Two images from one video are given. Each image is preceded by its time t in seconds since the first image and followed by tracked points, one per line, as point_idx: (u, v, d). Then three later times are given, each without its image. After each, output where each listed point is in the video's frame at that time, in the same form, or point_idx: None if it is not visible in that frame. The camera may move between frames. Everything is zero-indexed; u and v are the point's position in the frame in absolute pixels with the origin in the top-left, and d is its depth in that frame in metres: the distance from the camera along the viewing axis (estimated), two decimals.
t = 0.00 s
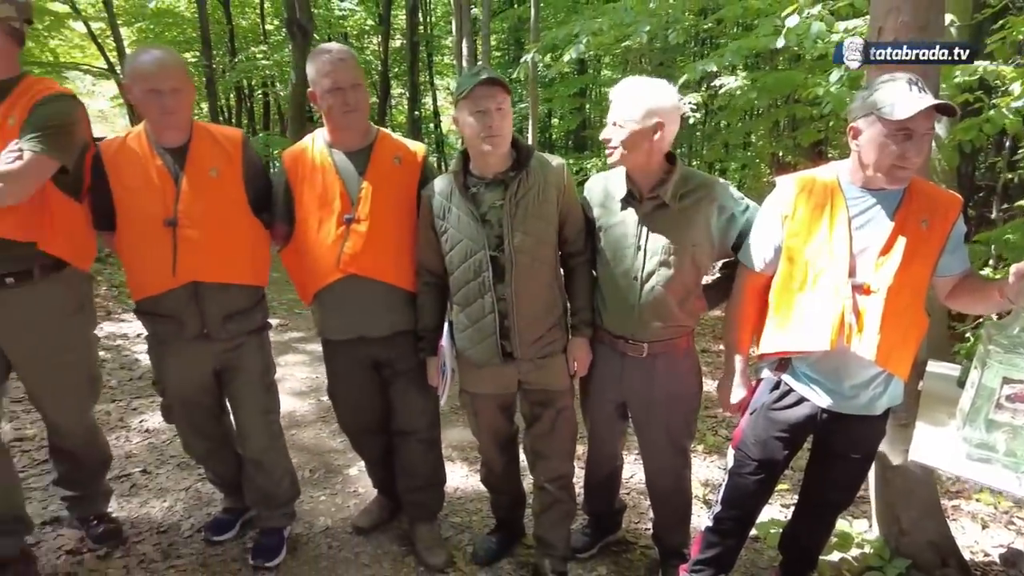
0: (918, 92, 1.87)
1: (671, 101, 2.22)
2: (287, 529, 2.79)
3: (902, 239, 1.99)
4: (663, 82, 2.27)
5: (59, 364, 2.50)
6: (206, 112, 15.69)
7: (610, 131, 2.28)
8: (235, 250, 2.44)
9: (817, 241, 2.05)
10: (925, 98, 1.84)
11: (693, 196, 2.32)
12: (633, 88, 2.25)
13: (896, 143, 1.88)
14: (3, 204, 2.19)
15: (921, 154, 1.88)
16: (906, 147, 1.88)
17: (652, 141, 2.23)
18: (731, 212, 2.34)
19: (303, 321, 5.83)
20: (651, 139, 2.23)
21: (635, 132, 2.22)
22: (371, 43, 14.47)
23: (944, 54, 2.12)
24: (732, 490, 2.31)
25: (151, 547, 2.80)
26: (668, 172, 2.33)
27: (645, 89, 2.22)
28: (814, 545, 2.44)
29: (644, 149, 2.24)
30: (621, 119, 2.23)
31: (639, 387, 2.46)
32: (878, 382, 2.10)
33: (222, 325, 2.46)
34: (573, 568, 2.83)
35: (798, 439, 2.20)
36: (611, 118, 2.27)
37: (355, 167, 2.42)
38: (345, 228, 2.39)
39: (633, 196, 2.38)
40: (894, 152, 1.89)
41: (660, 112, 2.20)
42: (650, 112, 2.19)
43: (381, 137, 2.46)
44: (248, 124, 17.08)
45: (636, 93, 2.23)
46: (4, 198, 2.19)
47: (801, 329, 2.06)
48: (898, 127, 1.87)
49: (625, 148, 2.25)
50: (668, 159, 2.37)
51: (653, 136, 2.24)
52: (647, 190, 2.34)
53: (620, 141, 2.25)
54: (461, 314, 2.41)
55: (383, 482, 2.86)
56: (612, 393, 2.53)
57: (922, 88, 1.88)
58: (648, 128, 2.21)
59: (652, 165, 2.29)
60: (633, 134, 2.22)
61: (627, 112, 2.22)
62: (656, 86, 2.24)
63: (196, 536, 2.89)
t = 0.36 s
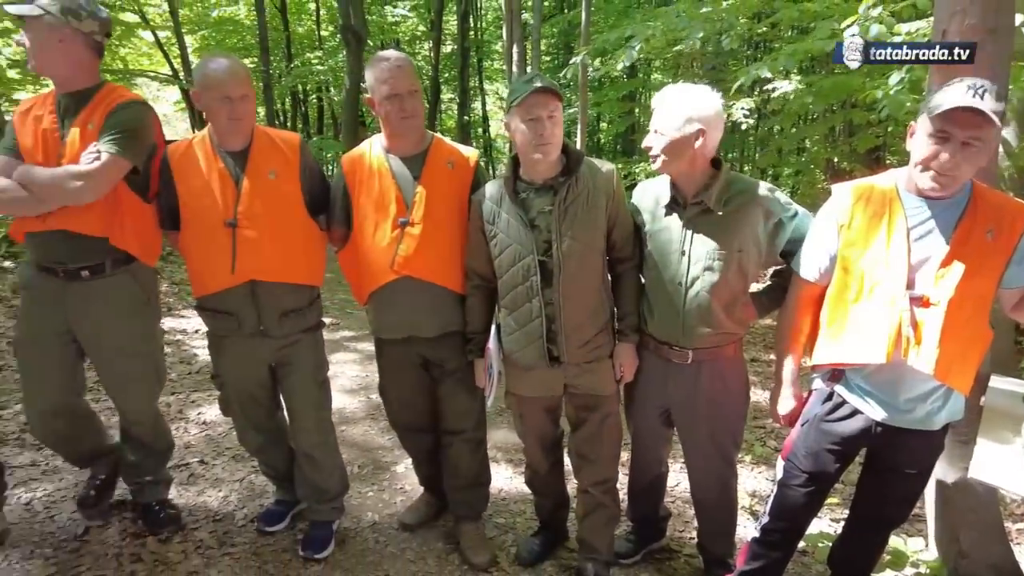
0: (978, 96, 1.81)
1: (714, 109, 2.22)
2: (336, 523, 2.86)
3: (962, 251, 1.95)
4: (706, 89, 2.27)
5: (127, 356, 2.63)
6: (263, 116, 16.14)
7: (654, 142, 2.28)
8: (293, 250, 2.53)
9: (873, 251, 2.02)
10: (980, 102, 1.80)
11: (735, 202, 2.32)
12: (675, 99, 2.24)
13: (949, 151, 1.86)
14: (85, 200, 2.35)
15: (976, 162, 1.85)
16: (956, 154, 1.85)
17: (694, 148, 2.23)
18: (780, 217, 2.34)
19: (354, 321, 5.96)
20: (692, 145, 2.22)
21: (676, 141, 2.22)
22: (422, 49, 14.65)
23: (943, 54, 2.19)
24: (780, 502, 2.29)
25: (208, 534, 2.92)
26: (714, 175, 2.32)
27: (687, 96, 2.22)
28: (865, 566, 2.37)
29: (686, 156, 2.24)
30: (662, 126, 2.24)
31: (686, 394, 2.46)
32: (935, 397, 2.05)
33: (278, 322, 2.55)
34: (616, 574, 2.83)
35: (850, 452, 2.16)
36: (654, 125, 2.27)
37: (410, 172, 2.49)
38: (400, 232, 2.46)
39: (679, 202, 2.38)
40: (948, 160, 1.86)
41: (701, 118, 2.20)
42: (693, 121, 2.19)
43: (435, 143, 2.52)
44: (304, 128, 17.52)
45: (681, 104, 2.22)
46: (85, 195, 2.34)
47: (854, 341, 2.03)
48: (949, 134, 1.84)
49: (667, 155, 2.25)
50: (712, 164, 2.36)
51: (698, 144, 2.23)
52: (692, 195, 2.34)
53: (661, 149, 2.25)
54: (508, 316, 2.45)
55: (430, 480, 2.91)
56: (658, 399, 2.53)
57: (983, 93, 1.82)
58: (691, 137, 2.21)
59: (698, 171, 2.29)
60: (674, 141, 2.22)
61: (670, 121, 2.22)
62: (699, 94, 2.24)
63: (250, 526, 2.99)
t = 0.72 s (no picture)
0: None
1: (776, 117, 2.17)
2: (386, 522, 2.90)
3: None
4: (769, 98, 2.22)
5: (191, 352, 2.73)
6: (326, 121, 16.55)
7: (713, 151, 2.24)
8: (351, 253, 2.59)
9: (945, 266, 1.93)
10: None
11: (800, 211, 2.26)
12: (734, 108, 2.19)
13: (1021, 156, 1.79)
14: (139, 199, 2.48)
15: None
16: None
17: (756, 158, 2.19)
18: (845, 229, 2.28)
19: (409, 324, 6.05)
20: (754, 155, 2.18)
21: (737, 151, 2.18)
22: (481, 56, 14.76)
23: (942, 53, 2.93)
24: (839, 524, 2.21)
25: (263, 527, 3.00)
26: (776, 185, 2.27)
27: (748, 105, 2.17)
28: None
29: (747, 166, 2.20)
30: (722, 136, 2.20)
31: (742, 408, 2.40)
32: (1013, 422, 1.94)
33: (335, 323, 2.61)
34: None
35: (917, 476, 2.07)
36: (714, 134, 2.23)
37: (468, 178, 2.51)
38: (456, 237, 2.48)
39: (739, 212, 2.34)
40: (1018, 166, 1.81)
41: (764, 129, 2.15)
42: (755, 131, 2.14)
43: (494, 150, 2.54)
44: (365, 134, 17.90)
45: (740, 112, 2.17)
46: (140, 194, 2.47)
47: (923, 360, 1.94)
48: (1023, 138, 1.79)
49: (727, 164, 2.21)
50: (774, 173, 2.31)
51: (759, 154, 2.19)
52: (753, 205, 2.29)
53: (721, 157, 2.21)
54: (562, 324, 2.44)
55: (480, 485, 2.92)
56: (713, 413, 2.48)
57: None
58: (753, 147, 2.16)
59: (759, 180, 2.24)
60: (735, 152, 2.18)
61: (730, 130, 2.18)
62: (760, 101, 2.19)
63: (303, 521, 3.06)
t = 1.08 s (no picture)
0: None
1: (863, 125, 2.04)
2: (446, 525, 2.91)
3: None
4: (857, 103, 2.09)
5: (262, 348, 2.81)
6: (405, 125, 16.91)
7: (795, 161, 2.13)
8: (416, 258, 2.60)
9: None
10: None
11: (889, 223, 2.12)
12: (817, 115, 2.08)
13: None
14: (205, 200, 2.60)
15: None
16: None
17: (840, 169, 2.07)
18: (937, 243, 2.12)
19: (477, 326, 6.07)
20: (838, 166, 2.06)
21: (820, 160, 2.06)
22: (558, 61, 14.72)
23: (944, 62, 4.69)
24: (925, 563, 2.01)
25: (327, 522, 3.06)
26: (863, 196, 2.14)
27: (833, 112, 2.05)
28: None
29: (831, 177, 2.08)
30: (804, 145, 2.09)
31: (817, 430, 2.27)
32: None
33: (400, 326, 2.63)
34: None
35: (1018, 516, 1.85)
36: (796, 143, 2.12)
37: (535, 185, 2.48)
38: (521, 243, 2.46)
39: (822, 223, 2.21)
40: None
41: (850, 137, 2.02)
42: (840, 140, 2.02)
43: (562, 155, 2.51)
44: (443, 138, 18.18)
45: (824, 120, 2.05)
46: (205, 196, 2.59)
47: None
48: None
49: (809, 175, 2.10)
50: (860, 183, 2.18)
51: (844, 165, 2.07)
52: (837, 216, 2.17)
53: (802, 168, 2.10)
54: (628, 335, 2.38)
55: (540, 494, 2.89)
56: (785, 433, 2.36)
57: None
58: (836, 157, 2.04)
59: (844, 191, 2.12)
60: (817, 162, 2.07)
61: (813, 139, 2.06)
62: (846, 108, 2.06)
63: (366, 518, 3.11)
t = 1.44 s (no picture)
0: None
1: (970, 143, 1.89)
2: (507, 532, 2.90)
3: None
4: (965, 117, 1.94)
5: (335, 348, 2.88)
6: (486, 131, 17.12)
7: (889, 178, 2.00)
8: (485, 263, 2.61)
9: None
10: None
11: (998, 244, 1.95)
12: (919, 131, 1.94)
13: None
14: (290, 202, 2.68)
15: None
16: None
17: (941, 190, 1.93)
18: None
19: (548, 334, 6.05)
20: (938, 187, 1.92)
21: (919, 179, 1.93)
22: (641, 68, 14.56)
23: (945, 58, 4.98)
24: None
25: (391, 520, 3.10)
26: (969, 215, 1.98)
27: (936, 127, 1.92)
28: None
29: (930, 198, 1.94)
30: (900, 162, 1.96)
31: (901, 460, 2.13)
32: None
33: (467, 331, 2.64)
34: None
35: None
36: (892, 159, 2.00)
37: (608, 194, 2.44)
38: (591, 252, 2.42)
39: (920, 242, 2.07)
40: None
41: (954, 156, 1.88)
42: (942, 159, 1.88)
43: (636, 163, 2.45)
44: (523, 145, 18.29)
45: (925, 137, 1.92)
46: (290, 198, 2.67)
47: None
48: None
49: (907, 193, 1.96)
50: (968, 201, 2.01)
51: (944, 186, 1.92)
52: (937, 235, 2.02)
53: (899, 187, 1.97)
54: (700, 349, 2.30)
55: (603, 508, 2.84)
56: (866, 461, 2.22)
57: None
58: (937, 177, 1.91)
59: (945, 210, 1.97)
60: (914, 181, 1.94)
61: (911, 156, 1.94)
62: (952, 124, 1.92)
63: (429, 519, 3.14)
